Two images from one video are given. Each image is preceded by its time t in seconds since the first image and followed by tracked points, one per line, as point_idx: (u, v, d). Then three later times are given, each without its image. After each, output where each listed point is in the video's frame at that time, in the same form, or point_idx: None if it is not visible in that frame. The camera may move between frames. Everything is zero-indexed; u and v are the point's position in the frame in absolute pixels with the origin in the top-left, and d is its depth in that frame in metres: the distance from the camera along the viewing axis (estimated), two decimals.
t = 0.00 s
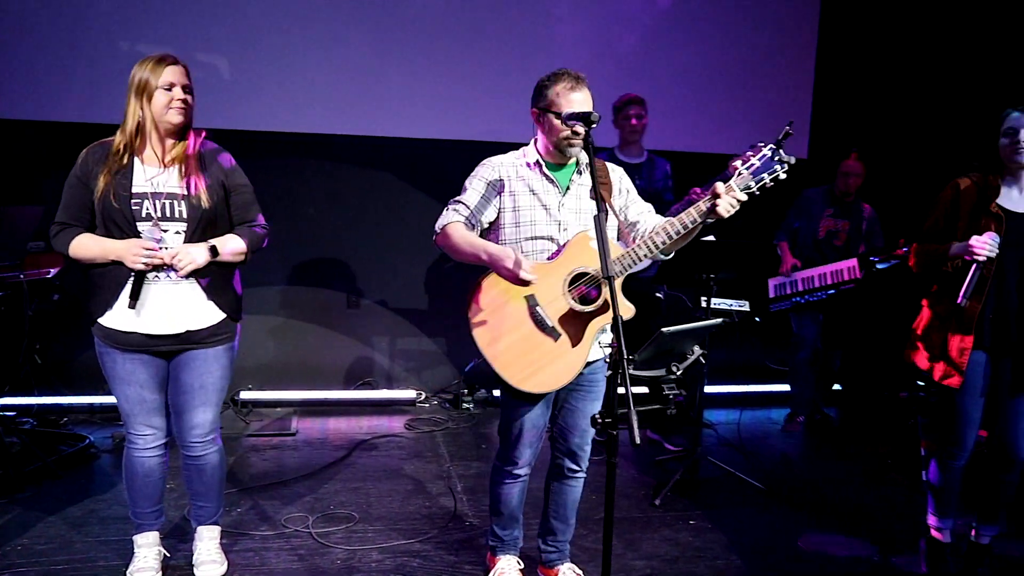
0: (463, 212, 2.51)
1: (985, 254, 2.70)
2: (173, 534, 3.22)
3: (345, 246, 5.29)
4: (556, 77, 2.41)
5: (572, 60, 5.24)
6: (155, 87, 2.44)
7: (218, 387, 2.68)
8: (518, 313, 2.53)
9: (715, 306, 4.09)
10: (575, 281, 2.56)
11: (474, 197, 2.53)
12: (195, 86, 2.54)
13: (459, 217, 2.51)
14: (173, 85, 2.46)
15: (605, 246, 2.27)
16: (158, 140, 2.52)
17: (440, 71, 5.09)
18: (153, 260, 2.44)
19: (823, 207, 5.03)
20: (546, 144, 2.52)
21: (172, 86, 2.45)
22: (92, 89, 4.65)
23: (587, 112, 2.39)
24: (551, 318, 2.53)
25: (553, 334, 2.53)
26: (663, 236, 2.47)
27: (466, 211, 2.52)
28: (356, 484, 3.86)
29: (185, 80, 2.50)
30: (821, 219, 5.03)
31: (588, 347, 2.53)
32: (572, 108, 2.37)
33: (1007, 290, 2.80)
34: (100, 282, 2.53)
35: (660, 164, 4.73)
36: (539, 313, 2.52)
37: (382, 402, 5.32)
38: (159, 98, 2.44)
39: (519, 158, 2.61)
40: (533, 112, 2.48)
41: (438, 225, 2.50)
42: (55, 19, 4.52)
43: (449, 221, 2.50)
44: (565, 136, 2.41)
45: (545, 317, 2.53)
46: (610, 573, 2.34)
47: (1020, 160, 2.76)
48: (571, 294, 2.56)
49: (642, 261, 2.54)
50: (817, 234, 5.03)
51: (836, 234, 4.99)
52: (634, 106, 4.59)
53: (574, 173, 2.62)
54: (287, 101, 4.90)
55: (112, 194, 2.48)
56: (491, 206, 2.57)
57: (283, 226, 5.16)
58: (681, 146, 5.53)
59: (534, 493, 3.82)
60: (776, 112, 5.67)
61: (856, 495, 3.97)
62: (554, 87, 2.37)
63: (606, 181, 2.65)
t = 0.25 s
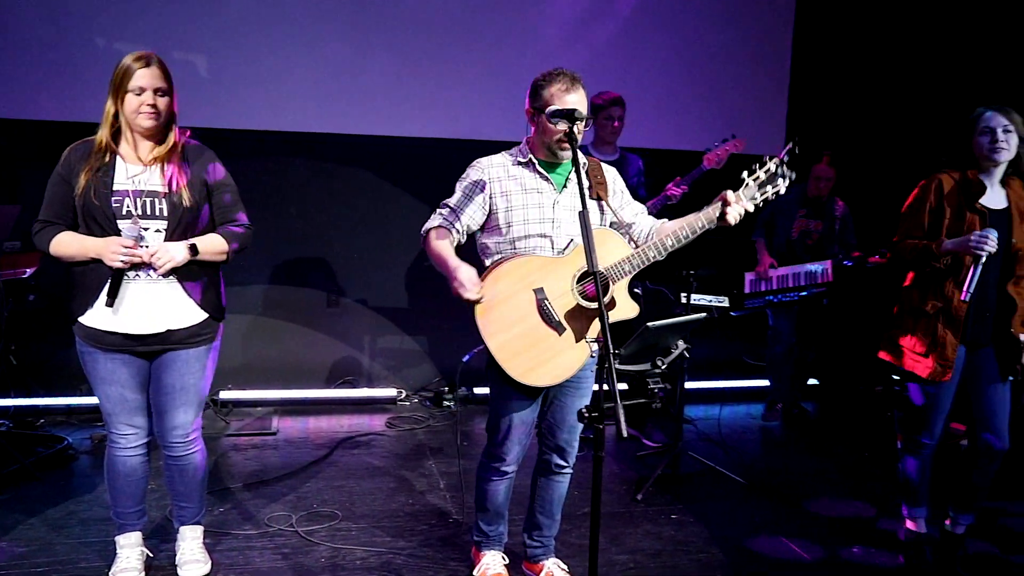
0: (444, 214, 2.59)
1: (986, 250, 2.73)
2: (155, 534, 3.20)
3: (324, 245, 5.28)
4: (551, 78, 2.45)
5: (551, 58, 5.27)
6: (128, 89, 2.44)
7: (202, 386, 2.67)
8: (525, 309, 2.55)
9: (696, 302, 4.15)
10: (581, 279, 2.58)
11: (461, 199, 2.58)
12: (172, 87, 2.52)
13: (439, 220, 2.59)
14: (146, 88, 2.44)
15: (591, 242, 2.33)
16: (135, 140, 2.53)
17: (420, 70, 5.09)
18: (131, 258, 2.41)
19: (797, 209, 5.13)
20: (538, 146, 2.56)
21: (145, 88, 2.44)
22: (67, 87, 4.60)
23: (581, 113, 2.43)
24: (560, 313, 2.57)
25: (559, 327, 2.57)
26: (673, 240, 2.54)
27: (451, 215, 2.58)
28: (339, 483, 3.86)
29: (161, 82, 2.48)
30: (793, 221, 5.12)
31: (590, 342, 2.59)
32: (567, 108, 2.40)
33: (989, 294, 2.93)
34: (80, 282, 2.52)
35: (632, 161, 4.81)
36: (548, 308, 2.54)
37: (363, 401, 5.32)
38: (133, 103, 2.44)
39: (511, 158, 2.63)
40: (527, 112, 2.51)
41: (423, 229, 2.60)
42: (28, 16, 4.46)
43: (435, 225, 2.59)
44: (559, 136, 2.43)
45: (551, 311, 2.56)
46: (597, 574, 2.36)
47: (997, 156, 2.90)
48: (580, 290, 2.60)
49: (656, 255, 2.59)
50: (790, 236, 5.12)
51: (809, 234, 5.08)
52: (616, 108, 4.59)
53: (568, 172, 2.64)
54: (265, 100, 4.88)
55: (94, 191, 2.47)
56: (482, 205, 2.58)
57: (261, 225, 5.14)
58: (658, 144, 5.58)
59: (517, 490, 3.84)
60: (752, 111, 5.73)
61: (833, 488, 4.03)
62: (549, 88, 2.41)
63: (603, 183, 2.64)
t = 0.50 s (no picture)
0: (431, 206, 2.61)
1: (985, 266, 2.76)
2: (138, 536, 3.18)
3: (303, 244, 5.26)
4: (548, 75, 2.44)
5: (529, 57, 5.29)
6: (101, 91, 2.42)
7: (185, 386, 2.66)
8: (512, 305, 2.57)
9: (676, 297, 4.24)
10: (570, 281, 2.63)
11: (452, 192, 2.59)
12: (148, 85, 2.46)
13: (428, 213, 2.61)
14: (116, 91, 2.40)
15: (575, 239, 2.34)
16: (119, 141, 2.52)
17: (399, 69, 5.10)
18: (117, 258, 2.40)
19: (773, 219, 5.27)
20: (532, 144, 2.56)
21: (115, 90, 2.40)
22: (41, 86, 4.54)
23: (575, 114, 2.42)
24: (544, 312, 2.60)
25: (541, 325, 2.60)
26: (662, 254, 2.62)
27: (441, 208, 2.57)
28: (322, 482, 3.86)
29: (133, 82, 2.42)
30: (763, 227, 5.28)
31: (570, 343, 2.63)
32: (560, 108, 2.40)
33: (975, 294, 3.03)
34: (63, 281, 2.50)
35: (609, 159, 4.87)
36: (534, 305, 2.58)
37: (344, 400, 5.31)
38: (105, 107, 2.41)
39: (504, 155, 2.64)
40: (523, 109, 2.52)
41: (411, 223, 2.63)
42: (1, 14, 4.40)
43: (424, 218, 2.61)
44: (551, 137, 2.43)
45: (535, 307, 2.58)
46: None
47: (969, 154, 2.99)
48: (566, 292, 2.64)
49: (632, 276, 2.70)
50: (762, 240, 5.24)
51: (779, 240, 5.22)
52: (604, 115, 4.62)
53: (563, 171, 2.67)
54: (243, 99, 4.86)
55: (78, 190, 2.46)
56: (475, 201, 2.59)
57: (240, 224, 5.12)
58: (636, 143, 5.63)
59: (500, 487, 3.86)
60: (729, 109, 5.79)
61: (812, 481, 4.08)
62: (543, 88, 2.41)
63: (593, 186, 2.75)
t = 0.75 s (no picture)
0: (424, 196, 2.58)
1: (971, 268, 2.92)
2: (122, 537, 3.17)
3: (286, 242, 5.25)
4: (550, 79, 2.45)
5: (511, 55, 5.31)
6: (79, 86, 2.39)
7: (171, 385, 2.65)
8: (493, 302, 2.59)
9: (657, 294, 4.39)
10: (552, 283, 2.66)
11: (447, 185, 2.57)
12: (128, 81, 2.43)
13: (420, 202, 2.58)
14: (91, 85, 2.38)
15: (563, 239, 2.35)
16: (100, 139, 2.49)
17: (381, 67, 5.09)
18: (104, 258, 2.38)
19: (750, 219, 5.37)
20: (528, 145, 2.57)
21: (91, 84, 2.38)
22: (19, 84, 4.49)
23: (574, 120, 2.46)
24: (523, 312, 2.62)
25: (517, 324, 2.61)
26: (645, 266, 2.65)
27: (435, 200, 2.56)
28: (307, 481, 3.85)
29: (110, 77, 2.39)
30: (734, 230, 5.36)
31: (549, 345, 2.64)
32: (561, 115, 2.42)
33: (959, 289, 3.10)
34: (49, 282, 2.48)
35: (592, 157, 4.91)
36: (515, 304, 2.60)
37: (327, 399, 5.30)
38: (81, 102, 2.39)
39: (501, 152, 2.63)
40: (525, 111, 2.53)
41: (403, 212, 2.60)
42: None
43: (415, 208, 2.59)
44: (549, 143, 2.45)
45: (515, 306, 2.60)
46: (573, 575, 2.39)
47: (947, 150, 3.05)
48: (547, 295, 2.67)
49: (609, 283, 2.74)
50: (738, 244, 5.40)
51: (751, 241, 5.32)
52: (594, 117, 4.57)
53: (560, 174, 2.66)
54: (225, 97, 4.84)
55: (64, 190, 2.45)
56: (466, 197, 2.59)
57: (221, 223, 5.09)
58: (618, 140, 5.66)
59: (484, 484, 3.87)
60: (709, 107, 5.83)
61: (793, 474, 4.13)
62: (547, 94, 2.42)
63: (582, 190, 2.71)
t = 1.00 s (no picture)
0: (416, 189, 2.59)
1: (949, 260, 3.01)
2: (101, 539, 3.14)
3: (265, 242, 5.23)
4: (541, 77, 2.49)
5: (491, 55, 5.33)
6: (62, 87, 2.38)
7: (155, 385, 2.64)
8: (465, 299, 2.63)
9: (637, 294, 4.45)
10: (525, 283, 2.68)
11: (438, 179, 2.59)
12: (112, 83, 2.43)
13: (412, 195, 2.59)
14: (76, 86, 2.37)
15: (548, 238, 2.36)
16: (82, 140, 2.48)
17: (362, 66, 5.09)
18: (92, 257, 2.39)
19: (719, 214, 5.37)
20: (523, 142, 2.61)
21: (76, 85, 2.37)
22: None
23: (567, 113, 2.48)
24: (495, 311, 2.64)
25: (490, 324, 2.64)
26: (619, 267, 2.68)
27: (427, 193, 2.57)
28: (288, 480, 3.84)
29: (94, 78, 2.39)
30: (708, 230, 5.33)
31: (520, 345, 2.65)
32: (554, 108, 2.46)
33: (940, 287, 3.15)
34: (32, 282, 2.46)
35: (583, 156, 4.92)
36: (486, 303, 2.62)
37: (306, 399, 5.28)
38: (64, 104, 2.38)
39: (493, 149, 2.66)
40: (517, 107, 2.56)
41: (395, 205, 2.61)
42: None
43: (406, 201, 2.59)
44: (544, 137, 2.48)
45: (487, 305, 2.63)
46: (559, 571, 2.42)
47: (923, 151, 3.10)
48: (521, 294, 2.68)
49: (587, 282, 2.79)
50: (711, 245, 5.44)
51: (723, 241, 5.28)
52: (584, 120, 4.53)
53: (548, 174, 2.68)
54: (203, 95, 4.81)
55: (47, 189, 2.43)
56: (455, 193, 2.61)
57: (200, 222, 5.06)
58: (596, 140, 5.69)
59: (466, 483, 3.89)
60: (687, 108, 5.89)
61: (771, 471, 4.19)
62: (537, 88, 2.46)
63: (571, 191, 2.74)
